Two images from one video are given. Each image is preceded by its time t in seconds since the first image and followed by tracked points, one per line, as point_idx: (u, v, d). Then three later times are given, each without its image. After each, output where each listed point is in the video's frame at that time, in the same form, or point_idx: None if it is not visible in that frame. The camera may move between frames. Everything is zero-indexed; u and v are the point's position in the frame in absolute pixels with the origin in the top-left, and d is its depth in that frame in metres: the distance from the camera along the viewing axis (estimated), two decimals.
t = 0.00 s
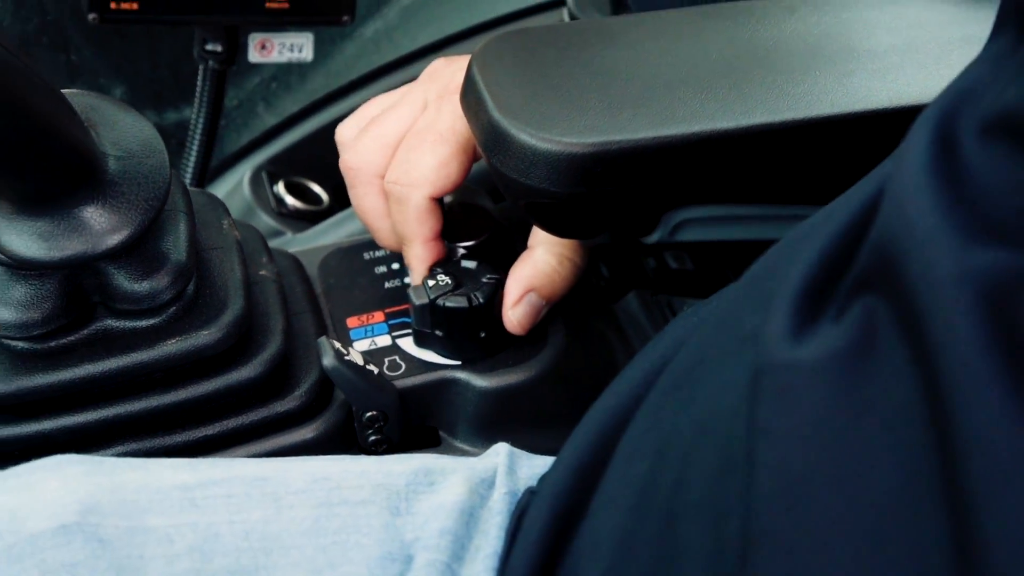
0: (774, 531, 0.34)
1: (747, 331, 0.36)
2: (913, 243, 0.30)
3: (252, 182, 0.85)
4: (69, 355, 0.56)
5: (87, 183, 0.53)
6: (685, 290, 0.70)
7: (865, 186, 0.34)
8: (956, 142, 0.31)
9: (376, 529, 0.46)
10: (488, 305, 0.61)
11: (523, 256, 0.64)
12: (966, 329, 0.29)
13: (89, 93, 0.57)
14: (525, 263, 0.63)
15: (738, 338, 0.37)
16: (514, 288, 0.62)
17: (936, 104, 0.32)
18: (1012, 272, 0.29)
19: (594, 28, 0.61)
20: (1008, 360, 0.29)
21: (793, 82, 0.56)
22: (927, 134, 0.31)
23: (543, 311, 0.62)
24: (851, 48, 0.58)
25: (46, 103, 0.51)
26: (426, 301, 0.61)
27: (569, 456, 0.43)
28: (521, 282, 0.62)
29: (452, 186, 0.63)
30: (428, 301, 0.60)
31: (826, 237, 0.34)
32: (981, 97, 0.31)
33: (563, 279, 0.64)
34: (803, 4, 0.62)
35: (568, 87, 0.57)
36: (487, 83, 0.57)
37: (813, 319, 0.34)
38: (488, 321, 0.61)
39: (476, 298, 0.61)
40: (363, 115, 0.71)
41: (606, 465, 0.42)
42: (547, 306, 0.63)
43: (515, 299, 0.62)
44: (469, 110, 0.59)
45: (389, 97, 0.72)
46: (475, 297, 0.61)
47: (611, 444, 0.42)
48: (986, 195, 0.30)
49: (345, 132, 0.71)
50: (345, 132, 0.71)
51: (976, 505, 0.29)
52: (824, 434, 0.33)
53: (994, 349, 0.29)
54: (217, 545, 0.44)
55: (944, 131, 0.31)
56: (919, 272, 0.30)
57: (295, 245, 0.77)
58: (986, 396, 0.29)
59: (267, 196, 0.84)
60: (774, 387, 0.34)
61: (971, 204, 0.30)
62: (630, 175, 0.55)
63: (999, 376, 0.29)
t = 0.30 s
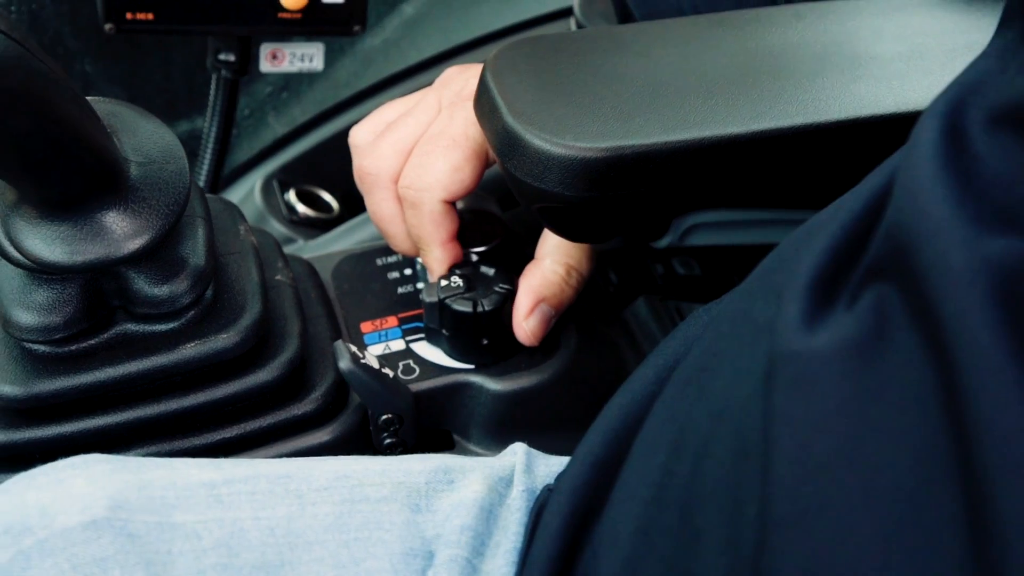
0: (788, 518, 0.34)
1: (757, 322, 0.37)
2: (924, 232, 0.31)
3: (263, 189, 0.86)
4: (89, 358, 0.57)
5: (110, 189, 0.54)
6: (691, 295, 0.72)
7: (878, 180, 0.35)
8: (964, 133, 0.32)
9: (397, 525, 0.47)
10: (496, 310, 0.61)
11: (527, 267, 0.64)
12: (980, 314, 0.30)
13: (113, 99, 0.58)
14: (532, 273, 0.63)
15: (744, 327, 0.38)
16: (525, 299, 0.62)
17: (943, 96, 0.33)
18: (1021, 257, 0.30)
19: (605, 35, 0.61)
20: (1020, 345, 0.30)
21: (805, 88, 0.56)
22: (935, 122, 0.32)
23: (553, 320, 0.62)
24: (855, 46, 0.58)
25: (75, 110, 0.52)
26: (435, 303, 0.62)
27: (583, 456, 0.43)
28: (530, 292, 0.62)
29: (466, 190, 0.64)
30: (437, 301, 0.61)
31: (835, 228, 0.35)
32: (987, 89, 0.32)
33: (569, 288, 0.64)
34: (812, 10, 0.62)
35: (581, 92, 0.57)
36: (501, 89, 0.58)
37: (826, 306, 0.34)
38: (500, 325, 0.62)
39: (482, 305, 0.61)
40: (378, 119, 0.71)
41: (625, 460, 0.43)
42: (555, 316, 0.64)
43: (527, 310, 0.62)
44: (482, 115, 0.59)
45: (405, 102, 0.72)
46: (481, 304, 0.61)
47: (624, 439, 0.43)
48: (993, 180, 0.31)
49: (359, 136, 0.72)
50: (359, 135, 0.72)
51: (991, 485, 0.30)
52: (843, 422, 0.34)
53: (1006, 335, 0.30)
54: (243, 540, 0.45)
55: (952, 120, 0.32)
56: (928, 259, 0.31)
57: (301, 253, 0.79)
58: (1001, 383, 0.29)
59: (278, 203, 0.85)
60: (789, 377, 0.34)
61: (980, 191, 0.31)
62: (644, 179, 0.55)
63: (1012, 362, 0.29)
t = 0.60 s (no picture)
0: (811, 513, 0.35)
1: (781, 322, 0.38)
2: (947, 231, 0.32)
3: (276, 198, 0.89)
4: (111, 364, 0.57)
5: (134, 198, 0.55)
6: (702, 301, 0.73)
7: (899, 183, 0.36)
8: (982, 135, 0.33)
9: (422, 525, 0.47)
10: (510, 317, 0.62)
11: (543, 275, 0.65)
12: (1003, 310, 0.31)
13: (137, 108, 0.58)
14: (547, 282, 0.64)
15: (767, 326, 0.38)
16: (539, 308, 0.63)
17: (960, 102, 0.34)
18: None
19: (620, 44, 0.62)
20: None
21: (818, 94, 0.57)
22: (954, 127, 0.33)
23: (567, 328, 0.63)
24: (866, 54, 0.59)
25: (102, 118, 0.52)
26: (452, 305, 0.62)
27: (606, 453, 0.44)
28: (545, 301, 0.63)
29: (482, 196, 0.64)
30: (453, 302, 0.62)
31: (859, 229, 0.36)
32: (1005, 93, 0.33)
33: (584, 295, 0.64)
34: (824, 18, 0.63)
35: (598, 98, 0.58)
36: (518, 96, 0.58)
37: (849, 305, 0.35)
38: (514, 330, 0.63)
39: (495, 312, 0.62)
40: (395, 129, 0.72)
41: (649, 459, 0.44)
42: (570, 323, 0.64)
43: (542, 319, 0.62)
44: (499, 122, 0.60)
45: (423, 109, 0.73)
46: (494, 310, 0.62)
47: (646, 439, 0.44)
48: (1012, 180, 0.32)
49: (377, 143, 0.72)
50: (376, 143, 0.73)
51: (1013, 477, 0.30)
52: (868, 419, 0.34)
53: None
54: (271, 540, 0.45)
55: (971, 124, 0.33)
56: (952, 257, 0.32)
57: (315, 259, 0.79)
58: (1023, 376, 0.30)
59: (291, 212, 0.88)
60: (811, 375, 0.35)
61: (999, 191, 0.32)
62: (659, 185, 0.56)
63: None
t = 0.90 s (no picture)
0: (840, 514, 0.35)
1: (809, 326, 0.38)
2: (976, 237, 0.33)
3: (286, 206, 0.90)
4: (131, 369, 0.58)
5: (155, 204, 0.55)
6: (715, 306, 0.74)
7: (924, 192, 0.37)
8: (1007, 145, 0.34)
9: (447, 527, 0.48)
10: (524, 321, 0.63)
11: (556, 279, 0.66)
12: None
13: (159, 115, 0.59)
14: (562, 286, 0.64)
15: (798, 334, 0.39)
16: (555, 311, 0.63)
17: (982, 115, 0.35)
18: None
19: (637, 51, 0.63)
20: None
21: (833, 99, 0.57)
22: (980, 138, 0.34)
23: (582, 332, 0.64)
24: (879, 61, 0.60)
25: (126, 125, 0.53)
26: (468, 310, 0.63)
27: (630, 457, 0.45)
28: (560, 304, 0.63)
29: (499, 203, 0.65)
30: (469, 307, 0.63)
31: (883, 239, 0.37)
32: None
33: (598, 299, 0.65)
34: (836, 27, 0.64)
35: (615, 104, 0.58)
36: (536, 103, 0.59)
37: (878, 312, 0.36)
38: (530, 335, 0.63)
39: (511, 317, 0.62)
40: (411, 136, 0.73)
41: (672, 462, 0.44)
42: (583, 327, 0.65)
43: (557, 322, 0.63)
44: (518, 130, 0.60)
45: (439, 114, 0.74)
46: (510, 315, 0.62)
47: (670, 441, 0.45)
48: None
49: (393, 147, 0.73)
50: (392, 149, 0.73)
51: None
52: (897, 421, 0.35)
53: None
54: (299, 542, 0.46)
55: (996, 133, 0.34)
56: (981, 263, 0.33)
57: (327, 265, 0.80)
58: None
59: (303, 219, 0.89)
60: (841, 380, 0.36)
61: None
62: (677, 190, 0.56)
63: None
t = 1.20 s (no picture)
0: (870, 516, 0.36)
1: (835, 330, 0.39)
2: (1005, 242, 0.33)
3: (299, 208, 0.90)
4: (150, 372, 0.58)
5: (175, 209, 0.56)
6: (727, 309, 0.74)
7: (950, 198, 0.37)
8: None
9: (469, 529, 0.48)
10: (540, 325, 0.63)
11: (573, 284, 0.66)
12: None
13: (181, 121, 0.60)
14: (578, 290, 0.65)
15: (827, 337, 0.40)
16: (570, 314, 0.64)
17: (1007, 120, 0.36)
18: None
19: (653, 58, 0.63)
20: None
21: (848, 104, 0.58)
22: (1007, 143, 0.35)
23: (596, 336, 0.64)
24: (892, 66, 0.61)
25: (146, 130, 0.53)
26: (484, 313, 0.63)
27: (653, 458, 0.45)
28: (576, 307, 0.64)
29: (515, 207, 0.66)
30: (484, 310, 0.63)
31: (909, 243, 0.37)
32: None
33: (613, 303, 0.66)
34: (849, 31, 0.64)
35: (632, 109, 0.59)
36: (553, 108, 0.59)
37: (905, 317, 0.36)
38: (545, 338, 0.63)
39: (526, 320, 0.63)
40: (426, 140, 0.73)
41: (696, 463, 0.45)
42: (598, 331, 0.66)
43: (573, 324, 0.63)
44: (534, 135, 0.60)
45: (452, 121, 0.74)
46: (525, 317, 0.63)
47: (693, 443, 0.45)
48: None
49: (407, 153, 0.74)
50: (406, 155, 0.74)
51: None
52: (926, 425, 0.35)
53: None
54: (324, 543, 0.46)
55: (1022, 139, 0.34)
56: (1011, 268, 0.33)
57: (341, 268, 0.80)
58: None
59: (315, 222, 0.89)
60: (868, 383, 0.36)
61: None
62: (695, 194, 0.57)
63: None
